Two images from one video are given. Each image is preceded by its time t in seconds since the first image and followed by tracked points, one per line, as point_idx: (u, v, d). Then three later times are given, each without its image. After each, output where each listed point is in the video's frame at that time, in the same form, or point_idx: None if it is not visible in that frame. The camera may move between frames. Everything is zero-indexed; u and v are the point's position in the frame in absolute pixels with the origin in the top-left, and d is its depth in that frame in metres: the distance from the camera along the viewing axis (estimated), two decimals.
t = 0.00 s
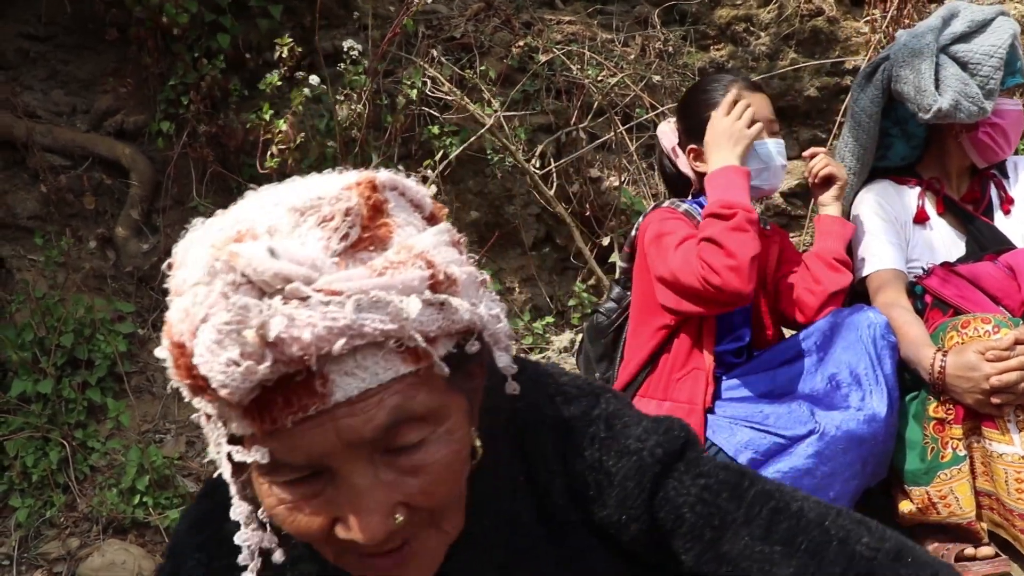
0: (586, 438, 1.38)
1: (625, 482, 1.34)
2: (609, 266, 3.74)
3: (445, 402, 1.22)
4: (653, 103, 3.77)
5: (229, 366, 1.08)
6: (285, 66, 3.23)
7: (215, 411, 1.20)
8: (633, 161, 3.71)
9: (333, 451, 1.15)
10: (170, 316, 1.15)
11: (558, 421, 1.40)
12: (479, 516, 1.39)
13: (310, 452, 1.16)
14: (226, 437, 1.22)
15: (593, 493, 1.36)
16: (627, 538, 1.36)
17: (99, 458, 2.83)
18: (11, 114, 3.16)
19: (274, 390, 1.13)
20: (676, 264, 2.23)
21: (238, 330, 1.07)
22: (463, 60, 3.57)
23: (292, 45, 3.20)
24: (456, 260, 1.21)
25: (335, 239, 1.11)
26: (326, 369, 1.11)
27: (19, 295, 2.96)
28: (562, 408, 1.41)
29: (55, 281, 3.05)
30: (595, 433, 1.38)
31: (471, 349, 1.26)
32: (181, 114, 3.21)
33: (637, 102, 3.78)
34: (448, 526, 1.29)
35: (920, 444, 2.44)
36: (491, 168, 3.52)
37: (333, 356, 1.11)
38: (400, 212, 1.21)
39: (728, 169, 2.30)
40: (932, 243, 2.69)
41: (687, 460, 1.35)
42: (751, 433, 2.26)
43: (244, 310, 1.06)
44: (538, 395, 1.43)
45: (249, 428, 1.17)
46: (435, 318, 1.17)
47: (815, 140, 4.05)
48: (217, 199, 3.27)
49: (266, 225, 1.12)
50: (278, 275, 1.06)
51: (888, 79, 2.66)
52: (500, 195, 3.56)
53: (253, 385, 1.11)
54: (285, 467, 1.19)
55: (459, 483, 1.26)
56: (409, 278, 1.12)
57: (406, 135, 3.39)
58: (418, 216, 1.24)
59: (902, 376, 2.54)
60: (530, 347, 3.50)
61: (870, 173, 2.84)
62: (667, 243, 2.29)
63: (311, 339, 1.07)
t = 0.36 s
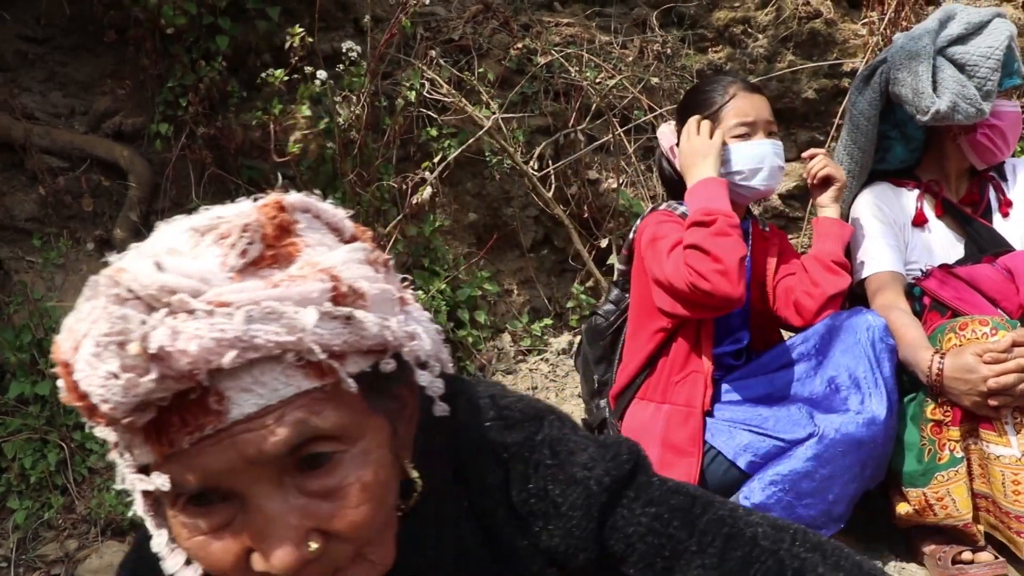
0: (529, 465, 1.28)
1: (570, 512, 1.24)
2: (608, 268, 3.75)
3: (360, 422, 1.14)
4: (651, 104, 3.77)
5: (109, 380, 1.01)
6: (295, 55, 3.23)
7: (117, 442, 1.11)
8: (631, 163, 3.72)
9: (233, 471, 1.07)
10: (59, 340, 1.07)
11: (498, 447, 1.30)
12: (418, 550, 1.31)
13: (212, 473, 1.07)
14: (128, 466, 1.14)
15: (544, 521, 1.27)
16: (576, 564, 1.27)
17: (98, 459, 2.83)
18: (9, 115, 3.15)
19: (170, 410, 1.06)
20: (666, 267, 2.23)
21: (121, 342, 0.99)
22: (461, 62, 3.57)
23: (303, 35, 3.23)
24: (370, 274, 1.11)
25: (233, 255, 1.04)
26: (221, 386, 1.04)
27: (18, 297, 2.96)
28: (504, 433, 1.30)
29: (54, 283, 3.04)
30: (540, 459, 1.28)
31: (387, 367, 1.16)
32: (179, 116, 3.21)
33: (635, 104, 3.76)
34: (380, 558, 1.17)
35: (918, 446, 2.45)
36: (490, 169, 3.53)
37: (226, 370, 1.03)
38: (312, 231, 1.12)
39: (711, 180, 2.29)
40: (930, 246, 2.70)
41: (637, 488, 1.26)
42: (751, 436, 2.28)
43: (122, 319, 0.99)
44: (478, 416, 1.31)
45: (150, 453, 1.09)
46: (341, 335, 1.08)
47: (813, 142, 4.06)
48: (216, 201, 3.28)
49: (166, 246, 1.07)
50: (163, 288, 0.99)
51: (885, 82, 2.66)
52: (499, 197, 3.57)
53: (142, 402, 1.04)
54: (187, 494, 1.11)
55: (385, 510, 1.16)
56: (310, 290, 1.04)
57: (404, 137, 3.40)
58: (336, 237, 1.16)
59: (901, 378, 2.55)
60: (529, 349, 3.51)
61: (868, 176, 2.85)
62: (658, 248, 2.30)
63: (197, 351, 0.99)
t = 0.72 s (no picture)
0: (551, 454, 1.16)
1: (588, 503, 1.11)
2: (608, 267, 3.75)
3: (403, 374, 1.04)
4: (652, 104, 3.77)
5: (160, 273, 0.92)
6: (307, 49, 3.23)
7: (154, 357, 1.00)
8: (632, 163, 3.71)
9: (262, 394, 0.97)
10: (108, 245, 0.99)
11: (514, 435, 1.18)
12: (435, 534, 1.16)
13: (242, 394, 0.97)
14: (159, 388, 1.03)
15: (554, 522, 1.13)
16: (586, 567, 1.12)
17: (98, 457, 2.83)
18: (9, 114, 3.15)
19: (211, 325, 0.97)
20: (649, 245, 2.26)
21: (177, 236, 0.90)
22: (462, 61, 3.57)
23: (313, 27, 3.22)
24: (421, 241, 1.04)
25: (294, 192, 0.96)
26: (265, 304, 0.96)
27: (18, 295, 2.96)
28: (525, 425, 1.19)
29: (54, 282, 3.03)
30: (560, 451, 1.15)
31: (429, 329, 1.07)
32: (179, 115, 3.21)
33: (636, 104, 3.77)
34: (399, 520, 1.05)
35: (919, 446, 2.45)
36: (490, 168, 3.53)
37: (272, 289, 0.94)
38: (367, 190, 1.04)
39: (688, 159, 2.37)
40: (931, 247, 2.70)
41: (654, 485, 1.14)
42: (751, 436, 2.28)
43: (178, 210, 0.90)
44: (504, 401, 1.21)
45: (184, 369, 1.00)
46: (393, 285, 1.00)
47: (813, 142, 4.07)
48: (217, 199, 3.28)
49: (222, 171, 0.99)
50: (222, 200, 0.91)
51: (884, 82, 2.66)
52: (499, 196, 3.57)
53: (185, 305, 0.94)
54: (216, 418, 1.01)
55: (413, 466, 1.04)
56: (363, 233, 0.97)
57: (405, 136, 3.40)
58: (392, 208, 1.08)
59: (902, 378, 2.55)
60: (529, 348, 3.49)
61: (868, 176, 2.85)
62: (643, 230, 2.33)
63: (246, 262, 0.91)
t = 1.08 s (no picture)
0: (704, 440, 1.32)
1: (741, 485, 1.27)
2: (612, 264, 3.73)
3: (551, 313, 1.20)
4: (656, 101, 3.75)
5: (345, 171, 1.07)
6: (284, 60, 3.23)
7: (314, 271, 1.16)
8: (635, 160, 3.70)
9: (422, 304, 1.10)
10: (291, 157, 1.16)
11: (649, 425, 1.33)
12: (573, 500, 1.29)
13: (401, 306, 1.11)
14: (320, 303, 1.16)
15: (706, 504, 1.28)
16: (730, 550, 1.27)
17: (100, 453, 2.83)
18: (11, 109, 3.15)
19: (379, 236, 1.13)
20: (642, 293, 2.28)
21: (366, 139, 1.07)
22: (465, 57, 3.56)
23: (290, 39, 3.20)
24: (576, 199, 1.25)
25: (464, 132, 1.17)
26: (431, 220, 1.13)
27: (19, 291, 2.96)
28: (683, 408, 1.34)
29: (56, 277, 3.02)
30: (708, 438, 1.32)
31: (576, 276, 1.25)
32: (182, 110, 3.21)
33: (639, 101, 3.76)
34: (532, 467, 1.16)
35: (920, 444, 2.45)
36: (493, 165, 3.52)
37: (439, 199, 1.13)
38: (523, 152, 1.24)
39: (697, 209, 2.35)
40: (935, 245, 2.69)
41: (801, 472, 1.30)
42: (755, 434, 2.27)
43: (369, 118, 1.08)
44: (653, 387, 1.37)
45: (347, 279, 1.14)
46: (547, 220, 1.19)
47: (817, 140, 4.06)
48: (221, 197, 3.23)
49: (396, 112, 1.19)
50: (405, 116, 1.12)
51: (891, 83, 2.64)
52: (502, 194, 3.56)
53: (361, 207, 1.11)
54: (372, 331, 1.14)
55: (553, 408, 1.17)
56: (525, 172, 1.18)
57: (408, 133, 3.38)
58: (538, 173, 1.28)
59: (905, 377, 2.55)
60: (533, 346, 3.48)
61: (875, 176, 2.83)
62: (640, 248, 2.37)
63: (423, 170, 1.10)
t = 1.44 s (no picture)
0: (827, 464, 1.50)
1: (863, 507, 1.45)
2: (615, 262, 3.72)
3: (710, 290, 1.32)
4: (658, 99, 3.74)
5: (544, 122, 1.20)
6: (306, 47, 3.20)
7: (492, 225, 1.30)
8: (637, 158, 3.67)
9: (595, 262, 1.22)
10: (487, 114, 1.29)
11: (780, 437, 1.52)
12: (699, 491, 1.43)
13: (576, 263, 1.22)
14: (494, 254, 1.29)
15: (822, 523, 1.46)
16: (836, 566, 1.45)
17: (101, 450, 2.83)
18: (14, 105, 3.15)
19: (561, 194, 1.27)
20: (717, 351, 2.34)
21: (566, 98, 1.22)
22: (468, 55, 3.56)
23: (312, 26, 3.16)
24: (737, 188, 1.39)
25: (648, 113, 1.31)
26: (612, 183, 1.27)
27: (21, 287, 2.97)
28: (817, 431, 1.52)
29: (58, 274, 3.03)
30: (835, 460, 1.50)
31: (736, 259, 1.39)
32: (185, 107, 3.20)
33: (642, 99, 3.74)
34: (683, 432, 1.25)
35: (924, 444, 2.43)
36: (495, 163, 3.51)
37: (623, 165, 1.26)
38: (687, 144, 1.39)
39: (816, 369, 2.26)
40: (939, 245, 2.68)
41: (909, 507, 1.47)
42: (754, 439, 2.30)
43: (569, 85, 1.23)
44: (792, 410, 1.55)
45: (526, 232, 1.27)
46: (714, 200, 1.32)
47: (819, 138, 4.06)
48: (222, 193, 3.24)
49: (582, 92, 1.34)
50: (599, 86, 1.26)
51: (897, 83, 2.64)
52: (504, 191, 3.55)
53: (551, 162, 1.24)
54: (541, 286, 1.25)
55: (708, 378, 1.27)
56: (699, 154, 1.33)
57: (411, 130, 3.38)
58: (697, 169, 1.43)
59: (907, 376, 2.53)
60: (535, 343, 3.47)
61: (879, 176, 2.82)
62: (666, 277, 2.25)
63: (612, 134, 1.24)
